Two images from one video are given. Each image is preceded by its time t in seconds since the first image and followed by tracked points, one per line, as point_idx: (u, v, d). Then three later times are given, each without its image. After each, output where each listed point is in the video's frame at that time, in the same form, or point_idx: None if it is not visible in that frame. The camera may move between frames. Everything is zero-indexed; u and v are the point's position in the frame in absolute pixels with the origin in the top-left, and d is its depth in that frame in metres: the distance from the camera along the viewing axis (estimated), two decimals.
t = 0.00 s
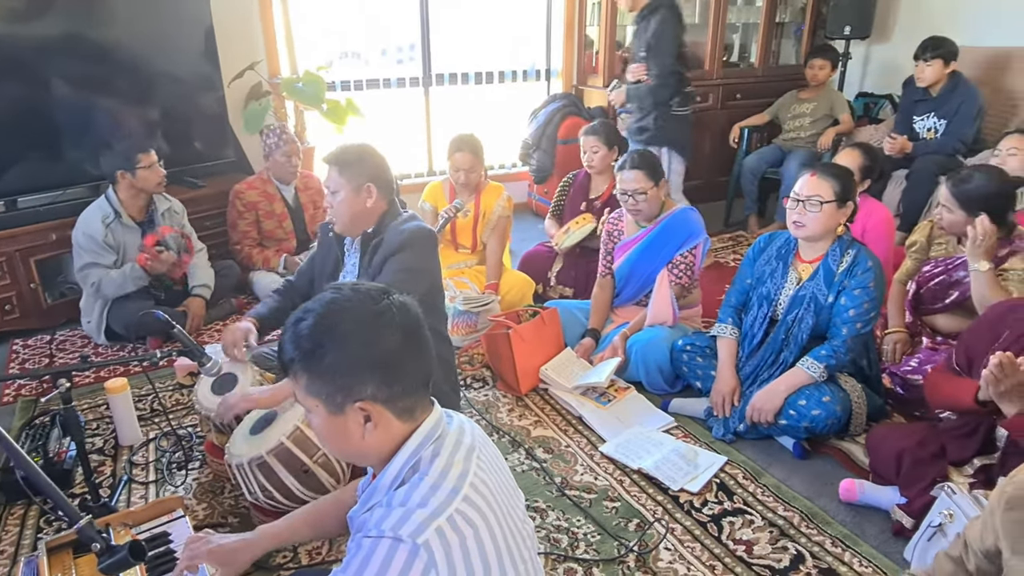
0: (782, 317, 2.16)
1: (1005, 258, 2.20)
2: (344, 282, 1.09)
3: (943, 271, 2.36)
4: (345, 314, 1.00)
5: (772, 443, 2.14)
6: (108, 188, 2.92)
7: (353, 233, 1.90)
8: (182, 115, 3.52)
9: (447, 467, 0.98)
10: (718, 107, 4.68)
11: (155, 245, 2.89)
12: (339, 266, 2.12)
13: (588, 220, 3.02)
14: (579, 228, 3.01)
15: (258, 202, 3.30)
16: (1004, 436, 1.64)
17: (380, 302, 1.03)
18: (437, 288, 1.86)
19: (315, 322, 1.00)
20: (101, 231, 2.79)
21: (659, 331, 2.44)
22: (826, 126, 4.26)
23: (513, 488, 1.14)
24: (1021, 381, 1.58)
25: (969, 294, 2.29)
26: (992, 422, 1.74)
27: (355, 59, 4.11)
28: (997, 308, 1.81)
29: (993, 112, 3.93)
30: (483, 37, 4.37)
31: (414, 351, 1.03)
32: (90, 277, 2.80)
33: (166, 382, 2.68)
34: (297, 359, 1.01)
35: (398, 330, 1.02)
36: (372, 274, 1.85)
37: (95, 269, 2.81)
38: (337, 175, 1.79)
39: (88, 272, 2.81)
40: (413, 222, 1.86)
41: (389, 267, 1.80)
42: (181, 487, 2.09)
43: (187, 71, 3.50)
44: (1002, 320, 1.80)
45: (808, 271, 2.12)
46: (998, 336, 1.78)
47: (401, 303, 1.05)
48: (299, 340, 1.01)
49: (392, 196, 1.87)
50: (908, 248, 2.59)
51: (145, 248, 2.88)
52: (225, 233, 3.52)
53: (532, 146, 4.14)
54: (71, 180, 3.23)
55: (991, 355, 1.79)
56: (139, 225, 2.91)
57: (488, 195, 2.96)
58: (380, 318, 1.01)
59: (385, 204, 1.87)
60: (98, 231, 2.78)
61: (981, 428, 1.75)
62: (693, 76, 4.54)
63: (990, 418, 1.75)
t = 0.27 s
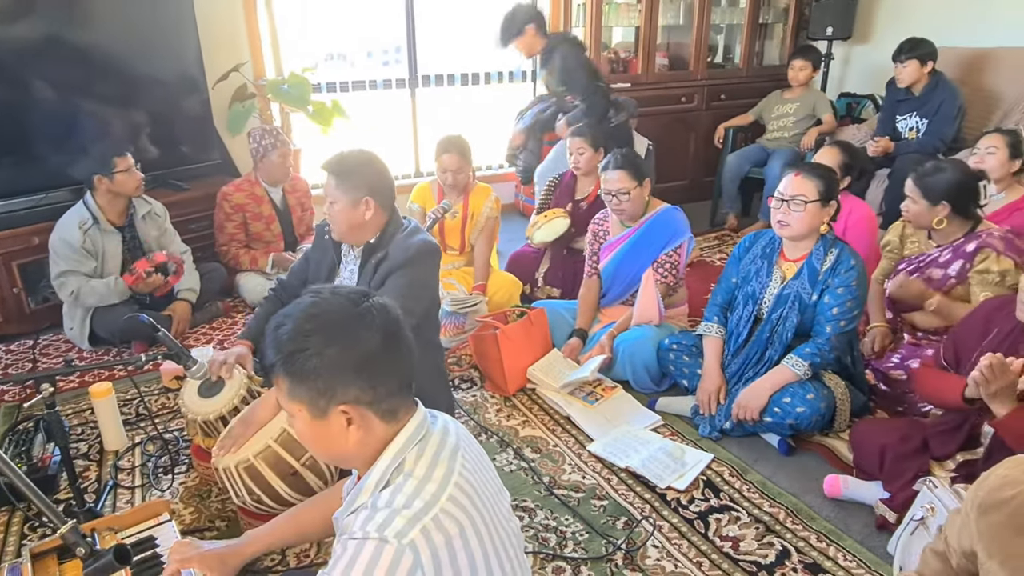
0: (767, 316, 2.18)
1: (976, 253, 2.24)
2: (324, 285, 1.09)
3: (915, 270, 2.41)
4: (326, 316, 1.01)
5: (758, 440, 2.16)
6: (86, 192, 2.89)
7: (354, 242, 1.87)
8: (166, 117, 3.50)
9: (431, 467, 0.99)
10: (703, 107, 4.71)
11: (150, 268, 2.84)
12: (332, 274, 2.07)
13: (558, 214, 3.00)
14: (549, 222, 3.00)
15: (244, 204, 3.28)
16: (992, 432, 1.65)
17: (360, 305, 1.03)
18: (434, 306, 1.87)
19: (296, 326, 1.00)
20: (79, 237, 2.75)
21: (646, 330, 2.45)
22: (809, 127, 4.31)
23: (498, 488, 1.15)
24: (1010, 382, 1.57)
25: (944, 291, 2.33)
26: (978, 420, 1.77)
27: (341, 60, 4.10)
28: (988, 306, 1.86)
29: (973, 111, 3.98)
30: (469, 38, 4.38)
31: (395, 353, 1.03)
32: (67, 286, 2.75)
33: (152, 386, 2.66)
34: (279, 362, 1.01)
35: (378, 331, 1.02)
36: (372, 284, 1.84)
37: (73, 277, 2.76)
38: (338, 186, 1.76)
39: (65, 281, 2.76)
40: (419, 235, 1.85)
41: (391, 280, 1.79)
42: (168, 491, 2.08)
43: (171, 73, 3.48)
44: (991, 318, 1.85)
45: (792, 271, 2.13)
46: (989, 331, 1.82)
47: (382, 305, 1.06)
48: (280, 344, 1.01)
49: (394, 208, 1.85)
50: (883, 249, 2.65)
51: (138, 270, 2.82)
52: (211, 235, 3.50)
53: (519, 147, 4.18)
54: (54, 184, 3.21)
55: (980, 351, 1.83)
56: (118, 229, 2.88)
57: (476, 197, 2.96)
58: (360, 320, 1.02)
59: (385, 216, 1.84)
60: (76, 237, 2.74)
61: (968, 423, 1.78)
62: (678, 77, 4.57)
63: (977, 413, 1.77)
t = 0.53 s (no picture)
0: (751, 311, 2.20)
1: (951, 252, 2.27)
2: (309, 284, 1.09)
3: (895, 268, 2.43)
4: (312, 314, 1.01)
5: (745, 435, 2.18)
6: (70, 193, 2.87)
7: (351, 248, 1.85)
8: (152, 118, 3.47)
9: (419, 463, 0.99)
10: (689, 106, 4.74)
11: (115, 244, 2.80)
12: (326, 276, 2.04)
13: (542, 198, 3.03)
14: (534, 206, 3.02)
15: (231, 205, 3.27)
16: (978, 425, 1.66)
17: (345, 302, 1.04)
18: (428, 309, 1.87)
19: (282, 325, 1.01)
20: (61, 236, 2.74)
21: (633, 328, 2.47)
22: (793, 125, 4.35)
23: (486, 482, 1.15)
24: (1005, 381, 1.55)
25: (921, 287, 2.37)
26: (963, 411, 1.77)
27: (328, 60, 4.09)
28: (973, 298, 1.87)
29: (956, 108, 4.02)
30: (455, 38, 4.38)
31: (381, 349, 1.04)
32: (50, 283, 2.73)
33: (139, 388, 2.64)
34: (265, 361, 1.01)
35: (364, 328, 1.03)
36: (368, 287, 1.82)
37: (56, 274, 2.74)
38: (339, 196, 1.73)
39: (48, 278, 2.74)
40: (416, 239, 1.84)
41: (388, 283, 1.78)
42: (156, 493, 2.07)
43: (156, 73, 3.46)
44: (977, 310, 1.85)
45: (773, 264, 2.16)
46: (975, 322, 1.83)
47: (368, 302, 1.06)
48: (267, 343, 1.01)
49: (393, 213, 1.84)
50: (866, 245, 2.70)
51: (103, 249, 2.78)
52: (197, 236, 3.49)
53: (507, 148, 4.18)
54: (39, 185, 3.18)
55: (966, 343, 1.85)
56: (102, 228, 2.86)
57: (467, 196, 2.96)
58: (346, 317, 1.02)
59: (385, 221, 1.83)
60: (58, 236, 2.73)
61: (953, 415, 1.78)
62: (664, 76, 4.60)
63: (961, 404, 1.78)
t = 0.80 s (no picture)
0: (738, 308, 2.21)
1: (941, 257, 2.30)
2: (295, 284, 1.09)
3: (885, 269, 2.45)
4: (299, 313, 1.01)
5: (733, 433, 2.19)
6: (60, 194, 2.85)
7: (334, 249, 1.84)
8: (139, 119, 3.46)
9: (407, 462, 0.99)
10: (678, 106, 4.76)
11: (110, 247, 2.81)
12: (311, 276, 2.04)
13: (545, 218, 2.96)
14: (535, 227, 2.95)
15: (219, 206, 3.25)
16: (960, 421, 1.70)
17: (332, 300, 1.04)
18: (411, 302, 1.86)
19: (269, 324, 1.01)
20: (54, 237, 2.71)
21: (622, 327, 2.49)
22: (781, 125, 4.37)
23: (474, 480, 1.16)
24: (970, 371, 1.62)
25: (911, 289, 2.41)
26: (945, 409, 1.80)
27: (317, 61, 4.08)
28: (948, 298, 1.92)
29: (940, 108, 4.06)
30: (444, 38, 4.38)
31: (368, 347, 1.04)
32: (39, 284, 2.71)
33: (127, 391, 2.63)
34: (253, 360, 1.01)
35: (352, 326, 1.03)
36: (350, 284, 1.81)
37: (46, 275, 2.72)
38: (318, 198, 1.72)
39: (38, 279, 2.71)
40: (395, 233, 1.84)
41: (370, 277, 1.77)
42: (144, 495, 2.06)
43: (145, 74, 3.44)
44: (955, 308, 1.89)
45: (758, 263, 2.17)
46: (951, 321, 1.87)
47: (354, 301, 1.07)
48: (254, 342, 1.01)
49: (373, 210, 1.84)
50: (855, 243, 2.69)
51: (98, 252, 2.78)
52: (186, 238, 3.47)
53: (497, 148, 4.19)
54: (25, 186, 3.16)
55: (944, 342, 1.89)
56: (93, 230, 2.84)
57: (457, 196, 2.96)
58: (333, 316, 1.02)
59: (366, 219, 1.83)
60: (51, 237, 2.71)
61: (935, 414, 1.81)
62: (653, 76, 4.62)
63: (944, 403, 1.81)
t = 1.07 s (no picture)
0: (726, 307, 2.23)
1: (928, 259, 2.32)
2: (283, 286, 1.09)
3: (873, 269, 2.47)
4: (285, 316, 1.01)
5: (721, 431, 2.21)
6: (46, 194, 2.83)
7: (299, 250, 1.85)
8: (125, 119, 3.43)
9: (397, 467, 0.99)
10: (666, 106, 4.78)
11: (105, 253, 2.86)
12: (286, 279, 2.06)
13: (519, 208, 3.02)
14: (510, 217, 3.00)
15: (207, 206, 3.24)
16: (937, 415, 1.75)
17: (320, 303, 1.03)
18: (385, 288, 1.81)
19: (255, 326, 1.00)
20: (41, 235, 2.69)
21: (611, 326, 2.50)
22: (767, 124, 4.40)
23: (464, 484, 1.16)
24: (945, 360, 1.67)
25: (898, 291, 2.45)
26: (923, 404, 1.85)
27: (304, 60, 4.07)
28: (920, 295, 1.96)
29: (922, 108, 4.11)
30: (432, 37, 4.38)
31: (355, 350, 1.03)
32: (29, 283, 2.69)
33: (113, 393, 2.61)
34: (238, 363, 1.00)
35: (339, 329, 1.02)
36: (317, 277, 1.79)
37: (35, 274, 2.71)
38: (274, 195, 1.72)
39: (27, 278, 2.70)
40: (356, 222, 1.81)
41: (335, 266, 1.74)
42: (130, 498, 2.05)
43: (131, 73, 3.42)
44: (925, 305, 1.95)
45: (747, 262, 2.19)
46: (924, 317, 1.91)
47: (342, 303, 1.06)
48: (239, 345, 1.00)
49: (332, 203, 1.84)
50: (843, 242, 2.69)
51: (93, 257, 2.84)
52: (173, 238, 3.45)
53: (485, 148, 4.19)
54: (9, 187, 3.12)
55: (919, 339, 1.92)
56: (80, 230, 2.82)
57: (444, 196, 2.96)
58: (320, 318, 1.02)
59: (326, 212, 1.82)
60: (38, 235, 2.69)
61: (914, 409, 1.85)
62: (642, 76, 4.64)
63: (922, 398, 1.86)
